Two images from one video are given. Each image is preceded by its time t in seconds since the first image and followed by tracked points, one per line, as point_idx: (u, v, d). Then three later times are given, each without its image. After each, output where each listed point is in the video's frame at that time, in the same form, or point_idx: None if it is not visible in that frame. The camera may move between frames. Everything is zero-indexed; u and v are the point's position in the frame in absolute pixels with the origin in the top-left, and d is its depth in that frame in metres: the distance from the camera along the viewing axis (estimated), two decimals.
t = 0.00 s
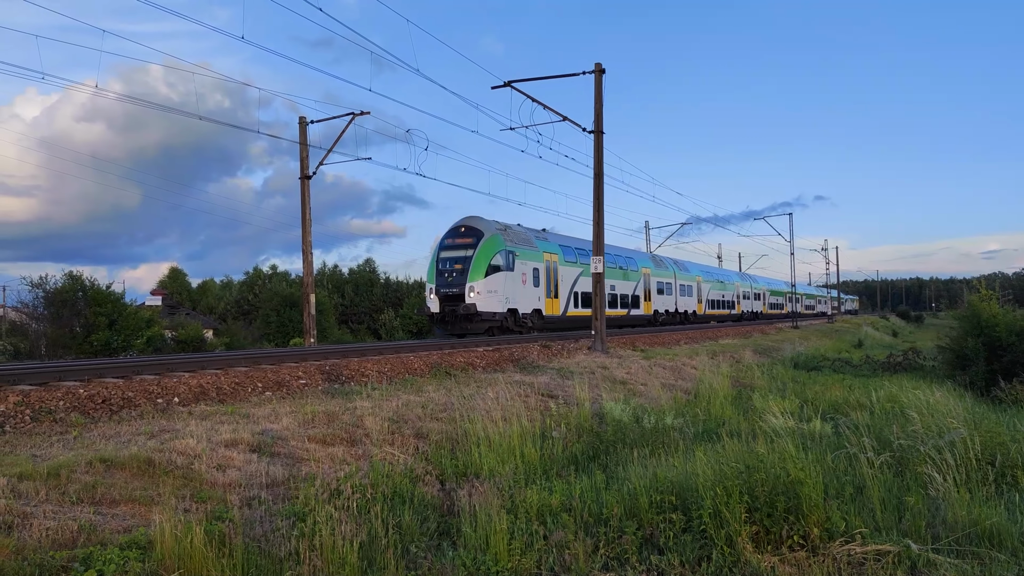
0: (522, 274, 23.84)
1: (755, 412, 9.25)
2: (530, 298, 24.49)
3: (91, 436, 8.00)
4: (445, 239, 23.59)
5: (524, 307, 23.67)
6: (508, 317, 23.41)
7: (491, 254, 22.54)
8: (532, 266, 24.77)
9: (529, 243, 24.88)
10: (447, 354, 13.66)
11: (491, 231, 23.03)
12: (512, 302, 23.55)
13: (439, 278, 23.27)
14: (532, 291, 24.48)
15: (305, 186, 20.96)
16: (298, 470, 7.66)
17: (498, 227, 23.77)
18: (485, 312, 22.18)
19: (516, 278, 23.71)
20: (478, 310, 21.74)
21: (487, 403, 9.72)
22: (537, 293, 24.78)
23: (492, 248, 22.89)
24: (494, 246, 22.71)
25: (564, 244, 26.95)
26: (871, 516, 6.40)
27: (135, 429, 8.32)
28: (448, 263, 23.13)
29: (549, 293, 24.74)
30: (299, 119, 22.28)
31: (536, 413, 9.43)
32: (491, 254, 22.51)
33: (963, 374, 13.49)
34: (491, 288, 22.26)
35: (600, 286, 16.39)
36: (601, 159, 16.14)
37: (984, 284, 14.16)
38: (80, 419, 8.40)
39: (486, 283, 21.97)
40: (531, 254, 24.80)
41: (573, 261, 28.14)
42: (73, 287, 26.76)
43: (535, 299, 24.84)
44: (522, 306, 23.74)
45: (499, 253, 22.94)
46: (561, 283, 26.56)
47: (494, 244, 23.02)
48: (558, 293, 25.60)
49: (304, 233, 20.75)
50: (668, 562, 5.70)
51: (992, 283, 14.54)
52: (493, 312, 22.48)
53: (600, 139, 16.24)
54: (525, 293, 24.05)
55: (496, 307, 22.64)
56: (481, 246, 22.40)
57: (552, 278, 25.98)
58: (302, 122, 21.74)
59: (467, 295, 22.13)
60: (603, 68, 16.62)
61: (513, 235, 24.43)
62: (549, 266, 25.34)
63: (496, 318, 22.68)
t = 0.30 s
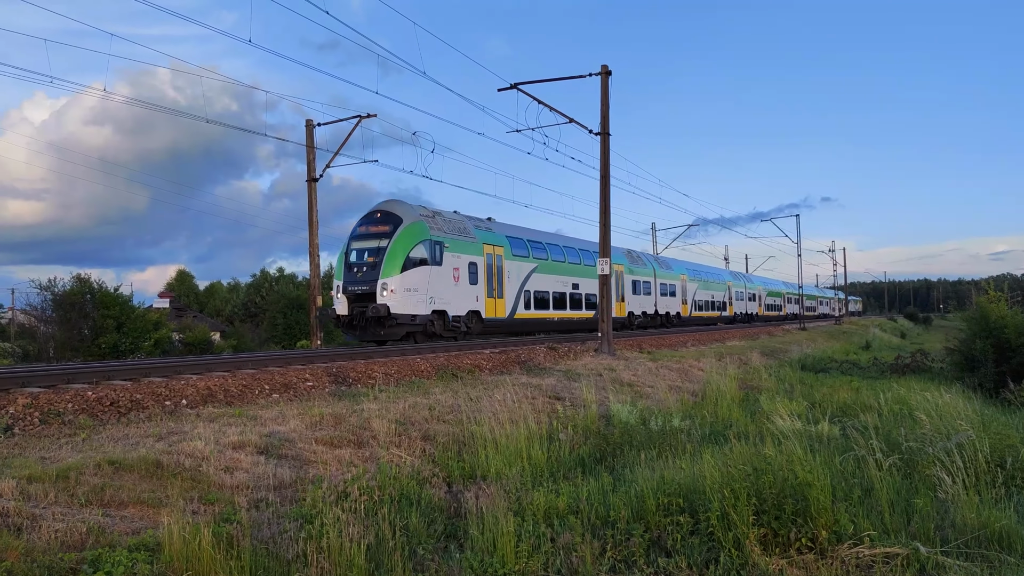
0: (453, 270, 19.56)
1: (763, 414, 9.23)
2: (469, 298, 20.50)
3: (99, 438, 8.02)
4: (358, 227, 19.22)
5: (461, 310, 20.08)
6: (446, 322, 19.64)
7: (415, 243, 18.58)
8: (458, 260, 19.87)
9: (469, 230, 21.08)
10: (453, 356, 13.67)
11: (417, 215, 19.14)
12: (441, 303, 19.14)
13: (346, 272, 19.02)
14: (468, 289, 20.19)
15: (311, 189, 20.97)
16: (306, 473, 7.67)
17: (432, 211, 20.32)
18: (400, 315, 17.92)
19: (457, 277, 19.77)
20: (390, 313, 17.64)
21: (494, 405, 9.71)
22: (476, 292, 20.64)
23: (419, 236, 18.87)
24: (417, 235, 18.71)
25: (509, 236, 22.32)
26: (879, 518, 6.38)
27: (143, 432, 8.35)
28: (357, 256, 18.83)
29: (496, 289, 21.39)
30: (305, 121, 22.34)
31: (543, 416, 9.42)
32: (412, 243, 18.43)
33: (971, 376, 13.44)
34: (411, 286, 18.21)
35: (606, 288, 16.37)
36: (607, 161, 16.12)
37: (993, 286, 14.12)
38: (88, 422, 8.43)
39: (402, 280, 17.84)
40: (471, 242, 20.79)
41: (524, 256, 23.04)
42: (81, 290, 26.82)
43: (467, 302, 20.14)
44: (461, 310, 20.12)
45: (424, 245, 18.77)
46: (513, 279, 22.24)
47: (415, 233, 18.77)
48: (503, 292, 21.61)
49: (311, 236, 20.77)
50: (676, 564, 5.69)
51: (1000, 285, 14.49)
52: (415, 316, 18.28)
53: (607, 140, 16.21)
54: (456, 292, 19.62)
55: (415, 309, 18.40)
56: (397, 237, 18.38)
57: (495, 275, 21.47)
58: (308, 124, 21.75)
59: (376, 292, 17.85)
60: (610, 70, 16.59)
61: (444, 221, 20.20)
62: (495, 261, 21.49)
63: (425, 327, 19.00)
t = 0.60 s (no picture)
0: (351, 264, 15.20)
1: (769, 417, 9.22)
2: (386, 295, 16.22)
3: (106, 441, 8.05)
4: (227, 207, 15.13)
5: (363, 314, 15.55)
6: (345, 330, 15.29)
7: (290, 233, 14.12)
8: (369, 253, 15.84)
9: (342, 216, 15.41)
10: (459, 359, 13.67)
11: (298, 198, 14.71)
12: (336, 303, 14.95)
13: (207, 267, 14.61)
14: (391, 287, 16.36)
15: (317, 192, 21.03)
16: (312, 476, 7.68)
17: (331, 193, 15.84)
18: (271, 319, 13.71)
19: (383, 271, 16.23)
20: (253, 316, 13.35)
21: (501, 408, 9.71)
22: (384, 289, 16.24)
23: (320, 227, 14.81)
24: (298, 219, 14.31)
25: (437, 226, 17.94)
26: (887, 521, 6.35)
27: (150, 435, 8.37)
28: (220, 244, 14.47)
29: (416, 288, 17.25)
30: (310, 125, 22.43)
31: (549, 418, 9.42)
32: (292, 228, 14.13)
33: (979, 379, 13.38)
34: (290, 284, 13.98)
35: (612, 291, 16.35)
36: (612, 163, 16.12)
37: (1000, 288, 14.07)
38: (95, 424, 8.47)
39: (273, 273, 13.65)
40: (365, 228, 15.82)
41: (455, 248, 18.35)
42: (88, 293, 26.89)
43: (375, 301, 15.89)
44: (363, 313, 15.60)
45: (310, 229, 14.47)
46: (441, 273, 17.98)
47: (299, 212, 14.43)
48: (423, 290, 17.31)
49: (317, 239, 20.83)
50: (683, 567, 5.69)
51: (1008, 287, 14.44)
52: (291, 321, 14.00)
53: (612, 143, 16.22)
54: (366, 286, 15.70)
55: (295, 313, 14.12)
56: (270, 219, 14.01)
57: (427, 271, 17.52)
58: (314, 128, 21.82)
59: (239, 290, 13.62)
60: (615, 73, 16.60)
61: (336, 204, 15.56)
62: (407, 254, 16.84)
63: (307, 333, 14.69)
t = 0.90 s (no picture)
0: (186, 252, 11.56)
1: (775, 419, 9.21)
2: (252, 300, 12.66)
3: (112, 444, 8.08)
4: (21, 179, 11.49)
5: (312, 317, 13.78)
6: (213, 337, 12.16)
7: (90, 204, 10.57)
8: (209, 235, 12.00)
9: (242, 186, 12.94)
10: (464, 362, 13.67)
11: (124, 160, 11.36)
12: (159, 303, 11.19)
13: None
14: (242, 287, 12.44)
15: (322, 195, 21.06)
16: (318, 479, 7.68)
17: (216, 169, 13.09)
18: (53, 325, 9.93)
19: (203, 262, 11.84)
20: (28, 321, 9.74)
21: (506, 411, 9.71)
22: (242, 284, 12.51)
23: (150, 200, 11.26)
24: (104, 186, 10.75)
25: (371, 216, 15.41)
26: (894, 524, 6.34)
27: (155, 438, 8.39)
28: None
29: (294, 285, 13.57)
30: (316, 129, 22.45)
31: (555, 421, 9.42)
32: (98, 202, 10.61)
33: (985, 381, 13.34)
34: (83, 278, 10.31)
35: (616, 293, 16.35)
36: (617, 166, 16.12)
37: (1006, 290, 14.03)
38: (101, 427, 8.49)
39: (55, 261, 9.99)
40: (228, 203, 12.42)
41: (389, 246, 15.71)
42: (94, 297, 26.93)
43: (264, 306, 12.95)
44: (205, 318, 11.92)
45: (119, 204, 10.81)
46: (332, 266, 14.21)
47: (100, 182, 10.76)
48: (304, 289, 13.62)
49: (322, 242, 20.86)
50: (689, 570, 5.68)
51: (1014, 289, 14.40)
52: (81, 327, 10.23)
53: (617, 145, 16.22)
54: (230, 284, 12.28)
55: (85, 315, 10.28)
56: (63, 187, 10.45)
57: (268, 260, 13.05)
58: (319, 131, 21.85)
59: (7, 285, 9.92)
60: (619, 75, 16.59)
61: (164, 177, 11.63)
62: (241, 239, 12.48)
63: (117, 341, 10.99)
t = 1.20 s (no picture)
0: None
1: (780, 421, 9.21)
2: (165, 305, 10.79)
3: (117, 447, 8.09)
4: None
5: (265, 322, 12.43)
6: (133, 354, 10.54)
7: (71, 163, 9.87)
8: (119, 232, 10.20)
9: (230, 182, 12.16)
10: (467, 364, 13.68)
11: (119, 153, 10.73)
12: None
13: None
14: (148, 292, 10.52)
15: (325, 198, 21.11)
16: (322, 481, 7.68)
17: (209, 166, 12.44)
18: None
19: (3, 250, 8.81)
20: None
21: (511, 413, 9.70)
22: None
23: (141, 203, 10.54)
24: (119, 182, 10.30)
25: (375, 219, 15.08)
26: (899, 526, 6.32)
27: (160, 441, 8.40)
28: None
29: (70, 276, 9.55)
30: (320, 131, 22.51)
31: (558, 423, 9.42)
32: None
33: (990, 383, 13.32)
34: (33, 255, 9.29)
35: (620, 295, 16.35)
36: (621, 168, 16.12)
37: (1012, 292, 14.00)
38: (106, 430, 8.51)
39: None
40: (210, 198, 11.62)
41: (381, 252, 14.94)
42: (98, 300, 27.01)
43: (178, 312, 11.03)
44: None
45: None
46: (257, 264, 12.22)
47: None
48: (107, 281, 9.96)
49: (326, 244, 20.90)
50: (692, 572, 5.69)
51: (1019, 290, 14.37)
52: None
53: (621, 148, 16.22)
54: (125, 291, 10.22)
55: None
56: None
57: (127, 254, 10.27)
58: (323, 134, 21.93)
59: None
60: (624, 77, 16.61)
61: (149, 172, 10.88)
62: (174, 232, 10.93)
63: None
